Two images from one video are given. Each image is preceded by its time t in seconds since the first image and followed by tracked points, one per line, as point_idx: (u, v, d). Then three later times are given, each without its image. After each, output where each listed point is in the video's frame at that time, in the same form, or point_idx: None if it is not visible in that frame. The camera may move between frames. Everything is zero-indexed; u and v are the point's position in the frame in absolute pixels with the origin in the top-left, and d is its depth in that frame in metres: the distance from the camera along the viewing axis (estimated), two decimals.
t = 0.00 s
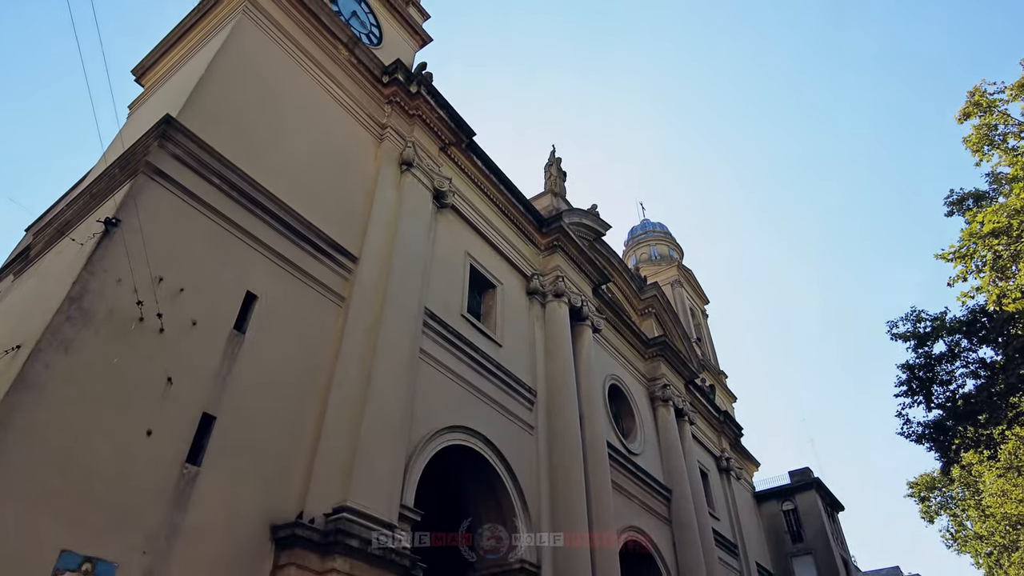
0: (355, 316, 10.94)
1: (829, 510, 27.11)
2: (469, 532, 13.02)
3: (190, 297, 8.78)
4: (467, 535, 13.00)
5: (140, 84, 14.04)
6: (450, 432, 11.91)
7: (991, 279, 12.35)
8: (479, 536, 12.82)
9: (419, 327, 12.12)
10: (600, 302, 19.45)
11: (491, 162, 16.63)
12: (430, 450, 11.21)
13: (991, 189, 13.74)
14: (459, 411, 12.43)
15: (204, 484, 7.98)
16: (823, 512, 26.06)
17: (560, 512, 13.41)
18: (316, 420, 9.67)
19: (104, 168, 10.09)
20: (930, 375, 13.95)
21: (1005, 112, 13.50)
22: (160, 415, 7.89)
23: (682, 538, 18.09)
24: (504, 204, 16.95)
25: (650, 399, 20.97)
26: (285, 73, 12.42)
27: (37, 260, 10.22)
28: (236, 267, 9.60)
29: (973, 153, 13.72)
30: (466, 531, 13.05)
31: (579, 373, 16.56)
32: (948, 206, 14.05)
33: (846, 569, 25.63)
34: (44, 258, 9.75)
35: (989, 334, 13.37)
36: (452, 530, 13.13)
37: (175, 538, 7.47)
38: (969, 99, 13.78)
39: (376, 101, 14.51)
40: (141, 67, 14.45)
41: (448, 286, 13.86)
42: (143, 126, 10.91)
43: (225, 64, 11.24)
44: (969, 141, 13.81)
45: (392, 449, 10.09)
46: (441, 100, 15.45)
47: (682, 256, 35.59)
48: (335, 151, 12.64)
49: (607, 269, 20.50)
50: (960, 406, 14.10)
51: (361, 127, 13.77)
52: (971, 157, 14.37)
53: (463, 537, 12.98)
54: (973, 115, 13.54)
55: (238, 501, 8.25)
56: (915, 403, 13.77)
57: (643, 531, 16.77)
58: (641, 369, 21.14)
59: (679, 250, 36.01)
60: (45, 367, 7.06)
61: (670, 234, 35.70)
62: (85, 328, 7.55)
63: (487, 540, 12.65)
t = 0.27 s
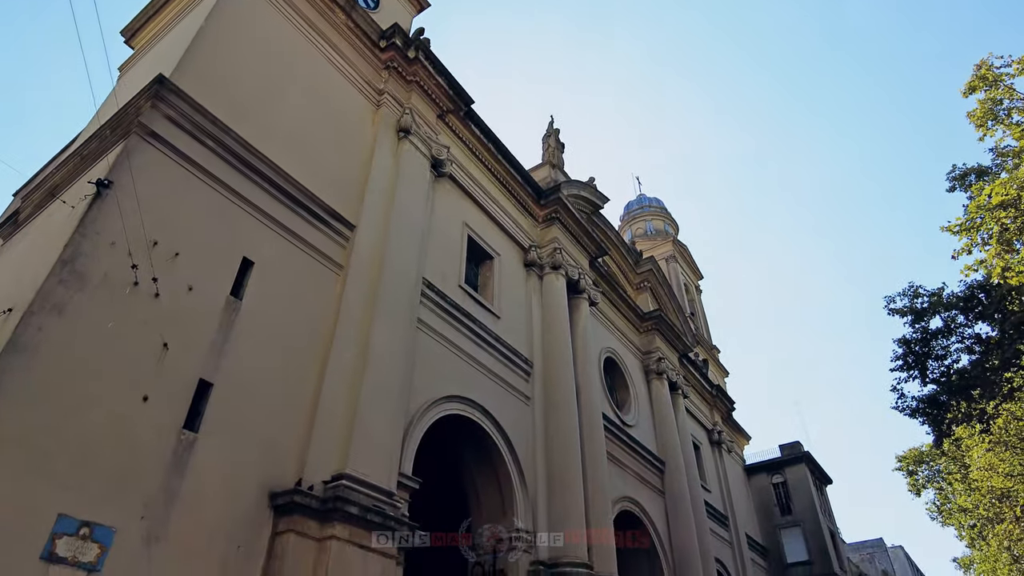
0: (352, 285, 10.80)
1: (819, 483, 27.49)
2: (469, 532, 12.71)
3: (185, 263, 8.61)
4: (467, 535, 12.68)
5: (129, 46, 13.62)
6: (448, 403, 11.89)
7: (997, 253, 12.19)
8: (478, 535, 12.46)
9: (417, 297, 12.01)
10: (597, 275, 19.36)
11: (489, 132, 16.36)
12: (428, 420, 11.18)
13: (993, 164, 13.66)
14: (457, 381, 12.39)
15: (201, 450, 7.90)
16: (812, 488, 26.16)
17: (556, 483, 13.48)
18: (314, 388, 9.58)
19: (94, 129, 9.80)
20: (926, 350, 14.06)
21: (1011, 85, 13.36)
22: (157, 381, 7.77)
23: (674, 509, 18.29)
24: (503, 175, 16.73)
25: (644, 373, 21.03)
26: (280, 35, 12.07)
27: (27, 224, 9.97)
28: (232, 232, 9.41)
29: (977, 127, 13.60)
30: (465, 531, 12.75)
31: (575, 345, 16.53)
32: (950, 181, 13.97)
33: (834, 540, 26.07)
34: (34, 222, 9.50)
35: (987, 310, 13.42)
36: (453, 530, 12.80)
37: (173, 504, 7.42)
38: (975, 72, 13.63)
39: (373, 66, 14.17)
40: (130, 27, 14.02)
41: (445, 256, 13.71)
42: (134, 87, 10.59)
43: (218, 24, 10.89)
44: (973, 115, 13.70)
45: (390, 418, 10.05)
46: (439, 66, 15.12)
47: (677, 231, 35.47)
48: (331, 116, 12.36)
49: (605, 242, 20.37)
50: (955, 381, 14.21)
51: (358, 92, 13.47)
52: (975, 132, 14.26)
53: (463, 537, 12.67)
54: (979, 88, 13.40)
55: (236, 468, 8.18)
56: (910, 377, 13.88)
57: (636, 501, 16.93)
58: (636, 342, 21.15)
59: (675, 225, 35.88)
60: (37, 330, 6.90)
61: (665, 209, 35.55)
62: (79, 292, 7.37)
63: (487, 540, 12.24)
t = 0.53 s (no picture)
0: (352, 252, 10.64)
1: (812, 457, 27.77)
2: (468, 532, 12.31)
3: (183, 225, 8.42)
4: (466, 535, 12.30)
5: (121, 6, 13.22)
6: (448, 372, 11.82)
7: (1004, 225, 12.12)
8: (478, 536, 12.09)
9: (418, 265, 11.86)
10: (596, 248, 19.23)
11: (490, 100, 16.08)
12: (429, 388, 11.12)
13: (1000, 136, 13.53)
14: (457, 351, 12.32)
15: (202, 415, 7.80)
16: (806, 459, 26.54)
17: (555, 453, 13.50)
18: (314, 355, 9.47)
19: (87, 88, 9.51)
20: (926, 324, 14.14)
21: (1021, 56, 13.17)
22: (156, 345, 7.64)
23: (670, 480, 18.43)
24: (503, 144, 16.49)
25: (642, 346, 21.03)
26: None
27: (18, 186, 9.72)
28: (230, 195, 9.21)
29: (985, 99, 13.44)
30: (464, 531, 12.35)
31: (575, 317, 16.46)
32: (955, 154, 13.85)
33: (826, 513, 26.42)
34: (26, 183, 9.26)
35: (988, 284, 13.40)
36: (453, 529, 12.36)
37: (175, 468, 7.34)
38: (985, 43, 13.43)
39: (372, 29, 13.83)
40: None
41: (445, 225, 13.54)
42: (127, 45, 10.27)
43: None
44: (981, 87, 13.53)
45: (391, 385, 9.97)
46: (440, 31, 14.78)
47: (676, 206, 35.29)
48: (330, 80, 12.06)
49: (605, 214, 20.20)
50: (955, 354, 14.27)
51: (357, 56, 13.15)
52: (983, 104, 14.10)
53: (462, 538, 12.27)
54: (989, 59, 13.21)
55: (237, 433, 8.10)
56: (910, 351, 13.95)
57: (633, 472, 17.03)
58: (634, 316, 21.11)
59: (673, 200, 35.68)
60: (33, 290, 6.73)
61: (664, 183, 35.33)
62: (74, 253, 7.19)
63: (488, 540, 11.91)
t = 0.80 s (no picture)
0: (354, 222, 10.45)
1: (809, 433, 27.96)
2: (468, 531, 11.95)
3: (182, 193, 8.22)
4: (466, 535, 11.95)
5: None
6: (451, 345, 11.72)
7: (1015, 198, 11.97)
8: (478, 536, 11.75)
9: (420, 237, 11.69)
10: (598, 222, 19.04)
11: (492, 69, 15.76)
12: (431, 362, 11.03)
13: (1011, 110, 13.32)
14: (460, 324, 12.21)
15: (204, 386, 7.69)
16: (802, 434, 26.79)
17: (557, 427, 13.48)
18: (317, 326, 9.34)
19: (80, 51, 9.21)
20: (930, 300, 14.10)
21: None
22: (156, 314, 7.49)
23: (669, 455, 18.49)
24: (505, 115, 16.20)
25: (642, 321, 20.96)
26: None
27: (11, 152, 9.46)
28: (230, 163, 8.99)
29: (997, 71, 13.20)
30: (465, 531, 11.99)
31: (576, 291, 16.34)
32: (965, 128, 13.66)
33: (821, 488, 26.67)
34: (19, 149, 9.01)
35: (994, 259, 13.30)
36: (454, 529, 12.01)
37: (177, 439, 7.24)
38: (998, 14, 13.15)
39: None
40: None
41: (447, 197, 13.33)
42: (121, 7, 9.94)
43: None
44: (993, 59, 13.28)
45: (394, 357, 9.86)
46: None
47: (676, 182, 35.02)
48: (330, 45, 11.74)
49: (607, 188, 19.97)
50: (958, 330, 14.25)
51: (357, 22, 12.80)
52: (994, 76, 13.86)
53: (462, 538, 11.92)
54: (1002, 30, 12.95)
55: (239, 404, 7.99)
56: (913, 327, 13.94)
57: (633, 446, 17.07)
58: (635, 291, 21.01)
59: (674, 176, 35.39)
60: (30, 257, 6.55)
61: (665, 159, 35.02)
62: (72, 219, 7.00)
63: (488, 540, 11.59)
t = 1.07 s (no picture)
0: (358, 193, 10.29)
1: (808, 409, 28.07)
2: (468, 533, 11.65)
3: (184, 160, 8.04)
4: (467, 535, 11.66)
5: None
6: (455, 319, 11.64)
7: None
8: (478, 535, 11.44)
9: (425, 209, 11.52)
10: (602, 196, 18.84)
11: (497, 39, 15.45)
12: (436, 335, 10.94)
13: None
14: (465, 298, 12.10)
15: (209, 357, 7.58)
16: (801, 411, 26.88)
17: (561, 402, 13.45)
18: (322, 298, 9.22)
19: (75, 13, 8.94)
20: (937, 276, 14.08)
21: None
22: (160, 283, 7.36)
23: (671, 430, 18.53)
24: (509, 86, 15.92)
25: (644, 297, 20.89)
26: None
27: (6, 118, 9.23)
28: (232, 130, 8.79)
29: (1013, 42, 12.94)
30: (465, 532, 11.69)
31: (580, 266, 16.22)
32: (978, 101, 13.45)
33: (820, 464, 26.85)
34: (15, 114, 8.78)
35: (1003, 235, 13.18)
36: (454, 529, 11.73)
37: (184, 410, 7.16)
38: None
39: None
40: None
41: (451, 168, 13.12)
42: None
43: None
44: (1010, 29, 13.01)
45: (400, 330, 9.76)
46: None
47: (678, 158, 34.71)
48: (332, 11, 11.45)
49: (612, 161, 19.73)
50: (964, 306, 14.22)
51: None
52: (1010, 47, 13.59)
53: (462, 538, 11.62)
54: None
55: (245, 376, 7.89)
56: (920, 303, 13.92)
57: (636, 422, 17.09)
58: (637, 267, 20.90)
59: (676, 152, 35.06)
60: (30, 224, 6.39)
61: (666, 135, 34.68)
62: (72, 185, 6.82)
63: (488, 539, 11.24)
